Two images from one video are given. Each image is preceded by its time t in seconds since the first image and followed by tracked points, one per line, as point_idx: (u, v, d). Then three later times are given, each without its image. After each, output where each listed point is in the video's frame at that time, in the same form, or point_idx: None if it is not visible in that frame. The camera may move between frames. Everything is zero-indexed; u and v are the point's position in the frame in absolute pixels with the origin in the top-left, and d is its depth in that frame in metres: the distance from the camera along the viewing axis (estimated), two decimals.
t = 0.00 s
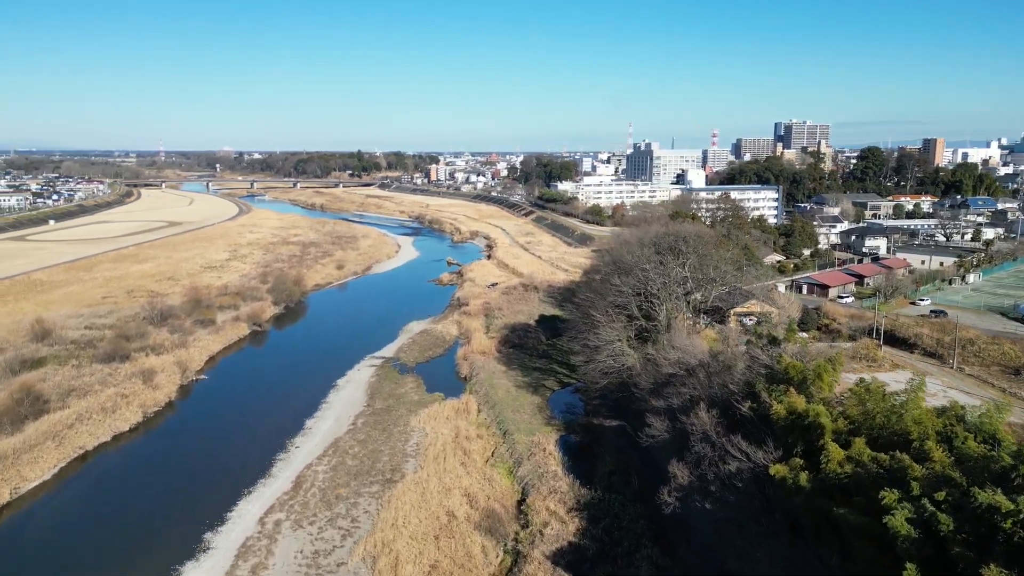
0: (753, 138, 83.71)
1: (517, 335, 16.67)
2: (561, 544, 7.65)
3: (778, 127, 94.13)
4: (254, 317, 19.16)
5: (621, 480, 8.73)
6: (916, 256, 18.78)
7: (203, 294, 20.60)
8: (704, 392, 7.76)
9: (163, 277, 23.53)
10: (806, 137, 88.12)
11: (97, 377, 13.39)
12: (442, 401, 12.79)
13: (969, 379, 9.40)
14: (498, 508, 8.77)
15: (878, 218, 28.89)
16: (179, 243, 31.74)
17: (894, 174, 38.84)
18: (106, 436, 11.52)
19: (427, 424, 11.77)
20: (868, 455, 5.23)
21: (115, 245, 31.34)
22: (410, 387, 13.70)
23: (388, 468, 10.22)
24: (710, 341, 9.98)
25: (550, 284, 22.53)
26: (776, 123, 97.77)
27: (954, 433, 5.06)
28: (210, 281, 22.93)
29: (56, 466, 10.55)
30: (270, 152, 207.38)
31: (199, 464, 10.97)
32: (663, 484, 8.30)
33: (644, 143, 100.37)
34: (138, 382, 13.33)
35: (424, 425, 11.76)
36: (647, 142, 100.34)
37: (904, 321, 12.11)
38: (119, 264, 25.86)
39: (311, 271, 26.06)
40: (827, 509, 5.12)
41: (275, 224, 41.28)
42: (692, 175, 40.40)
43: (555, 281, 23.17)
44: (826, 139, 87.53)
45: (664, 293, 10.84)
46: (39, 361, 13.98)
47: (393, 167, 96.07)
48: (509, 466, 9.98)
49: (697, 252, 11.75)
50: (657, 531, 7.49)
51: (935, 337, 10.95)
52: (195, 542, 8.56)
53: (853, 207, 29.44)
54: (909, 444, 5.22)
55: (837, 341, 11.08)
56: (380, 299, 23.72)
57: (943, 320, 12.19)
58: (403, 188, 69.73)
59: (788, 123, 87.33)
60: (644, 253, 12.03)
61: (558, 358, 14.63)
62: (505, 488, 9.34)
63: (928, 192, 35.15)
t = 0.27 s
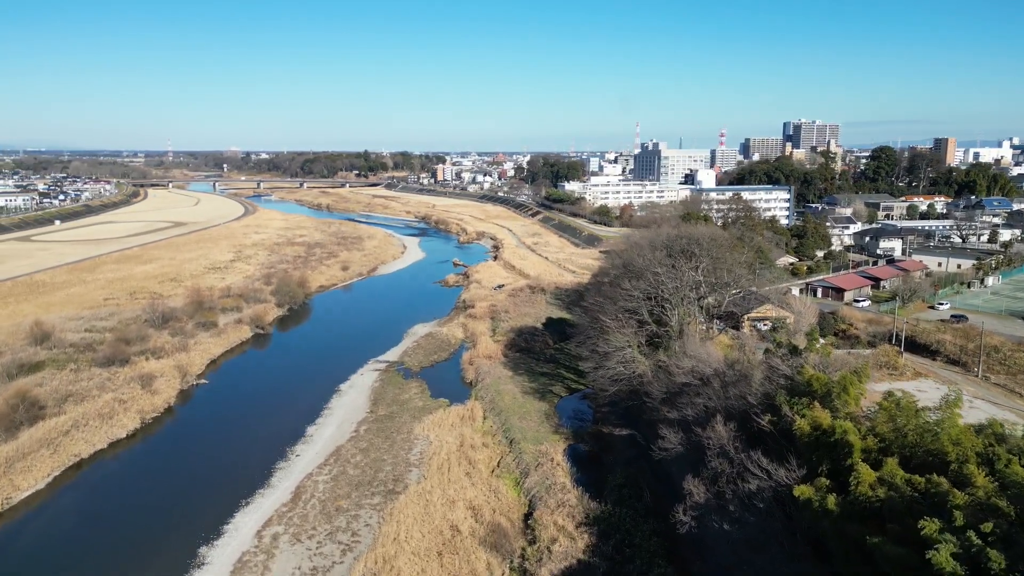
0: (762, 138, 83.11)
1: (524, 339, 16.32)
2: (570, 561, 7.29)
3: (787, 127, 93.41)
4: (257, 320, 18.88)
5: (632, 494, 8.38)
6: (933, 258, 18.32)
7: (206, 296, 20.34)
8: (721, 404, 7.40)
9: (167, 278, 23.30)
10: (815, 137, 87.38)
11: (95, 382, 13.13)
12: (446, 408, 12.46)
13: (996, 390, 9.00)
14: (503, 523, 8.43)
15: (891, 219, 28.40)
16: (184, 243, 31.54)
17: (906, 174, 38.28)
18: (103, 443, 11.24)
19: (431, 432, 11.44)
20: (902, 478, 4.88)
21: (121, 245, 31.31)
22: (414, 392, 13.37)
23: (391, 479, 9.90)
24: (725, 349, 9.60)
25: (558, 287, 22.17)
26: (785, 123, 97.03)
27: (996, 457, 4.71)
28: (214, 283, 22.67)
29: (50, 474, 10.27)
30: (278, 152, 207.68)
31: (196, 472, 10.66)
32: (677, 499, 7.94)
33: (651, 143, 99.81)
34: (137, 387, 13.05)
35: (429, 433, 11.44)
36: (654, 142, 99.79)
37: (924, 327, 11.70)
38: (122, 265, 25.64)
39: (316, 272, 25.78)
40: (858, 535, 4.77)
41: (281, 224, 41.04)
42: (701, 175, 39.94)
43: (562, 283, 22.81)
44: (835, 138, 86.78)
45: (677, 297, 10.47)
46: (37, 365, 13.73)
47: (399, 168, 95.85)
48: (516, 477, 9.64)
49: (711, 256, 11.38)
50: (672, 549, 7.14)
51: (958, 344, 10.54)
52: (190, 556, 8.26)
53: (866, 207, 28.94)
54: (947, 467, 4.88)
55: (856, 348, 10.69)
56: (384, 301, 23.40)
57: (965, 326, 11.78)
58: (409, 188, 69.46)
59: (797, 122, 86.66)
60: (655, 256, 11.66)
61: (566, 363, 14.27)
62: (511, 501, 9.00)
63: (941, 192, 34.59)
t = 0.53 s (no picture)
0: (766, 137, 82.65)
1: (527, 342, 15.98)
2: None
3: (792, 126, 92.93)
4: (256, 323, 18.56)
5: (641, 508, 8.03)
6: (946, 260, 17.94)
7: (204, 298, 20.03)
8: (734, 416, 7.04)
9: (165, 280, 22.99)
10: (819, 136, 86.86)
11: (88, 388, 12.81)
12: (448, 415, 12.12)
13: (1020, 400, 8.64)
14: (506, 538, 8.09)
15: (899, 219, 28.01)
16: (184, 244, 31.26)
17: (914, 174, 37.84)
18: (94, 451, 10.93)
19: (432, 440, 11.10)
20: (937, 504, 4.54)
21: (121, 245, 31.13)
22: (415, 398, 13.03)
23: (390, 490, 9.57)
24: (736, 357, 9.25)
25: (562, 289, 21.82)
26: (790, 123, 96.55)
27: None
28: (212, 284, 22.36)
29: (38, 484, 9.96)
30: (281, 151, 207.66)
31: (189, 481, 10.34)
32: (687, 515, 7.59)
33: (655, 142, 99.40)
34: (131, 393, 12.74)
35: (429, 441, 11.10)
36: (658, 142, 99.35)
37: (941, 333, 11.34)
38: (121, 267, 25.35)
39: (316, 273, 25.47)
40: (889, 564, 4.42)
41: (282, 225, 40.77)
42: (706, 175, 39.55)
43: (566, 285, 22.47)
44: (840, 138, 86.27)
45: (686, 302, 10.12)
46: (29, 369, 13.42)
47: (402, 167, 95.54)
48: (519, 489, 9.30)
49: (720, 259, 11.02)
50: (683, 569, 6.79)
51: (977, 351, 10.18)
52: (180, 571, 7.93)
53: (874, 208, 28.54)
54: (986, 493, 4.54)
55: (871, 355, 10.34)
56: (385, 303, 23.07)
57: (983, 331, 11.41)
58: (412, 188, 69.16)
59: (801, 122, 86.18)
60: (663, 259, 11.31)
61: (570, 368, 13.93)
62: (514, 514, 8.66)
63: (949, 192, 34.18)
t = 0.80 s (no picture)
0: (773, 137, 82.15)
1: (531, 346, 15.63)
2: None
3: (798, 126, 92.35)
4: (256, 325, 18.27)
5: (651, 524, 7.67)
6: (961, 263, 17.53)
7: (205, 300, 19.75)
8: (751, 430, 6.69)
9: (166, 281, 22.72)
10: (826, 136, 86.26)
11: (83, 393, 12.51)
12: (451, 422, 11.78)
13: None
14: (511, 555, 7.77)
15: (910, 221, 27.58)
16: (186, 245, 31.00)
17: (924, 174, 37.36)
18: (86, 460, 10.63)
19: (434, 449, 10.76)
20: (977, 533, 4.20)
21: (123, 246, 31.03)
22: (417, 405, 12.70)
23: (390, 502, 9.24)
24: (751, 366, 8.89)
25: (567, 291, 21.47)
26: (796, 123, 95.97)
27: None
28: (213, 286, 22.07)
29: (28, 495, 9.66)
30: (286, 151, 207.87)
31: (184, 490, 10.03)
32: (700, 532, 7.23)
33: (660, 143, 98.91)
34: (126, 398, 12.43)
35: (431, 450, 10.77)
36: (663, 142, 98.86)
37: (961, 339, 10.95)
38: (122, 268, 25.10)
39: (319, 274, 25.17)
40: None
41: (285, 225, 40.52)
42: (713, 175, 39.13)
43: (571, 287, 22.12)
44: (847, 138, 85.66)
45: (697, 307, 9.76)
46: (23, 374, 13.13)
47: (406, 168, 95.31)
48: (524, 502, 8.97)
49: (732, 262, 10.67)
50: None
51: (1000, 358, 9.80)
52: None
53: (884, 209, 28.10)
54: None
55: (889, 362, 9.97)
56: (388, 304, 22.74)
57: (1004, 338, 11.02)
58: (416, 189, 68.87)
59: (808, 122, 85.61)
60: (672, 262, 10.96)
61: (576, 374, 13.57)
62: (519, 529, 8.33)
63: (960, 193, 33.71)
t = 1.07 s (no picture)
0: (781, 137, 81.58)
1: (538, 351, 15.29)
2: None
3: (806, 126, 91.71)
4: (259, 328, 17.99)
5: (664, 542, 7.33)
6: (978, 266, 17.10)
7: (206, 302, 19.47)
8: (771, 446, 6.35)
9: (168, 283, 22.47)
10: (834, 136, 85.62)
11: (79, 399, 12.23)
12: (455, 430, 11.45)
13: None
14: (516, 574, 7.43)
15: (923, 222, 27.13)
16: (189, 245, 30.79)
17: (936, 174, 36.85)
18: (80, 469, 10.33)
19: (437, 459, 10.43)
20: None
21: (127, 246, 30.99)
22: (420, 411, 12.38)
23: (391, 515, 8.92)
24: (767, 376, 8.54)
25: (574, 294, 21.11)
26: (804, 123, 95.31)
27: None
28: (215, 288, 21.80)
29: (19, 506, 9.37)
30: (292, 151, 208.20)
31: (180, 500, 9.73)
32: (715, 552, 6.89)
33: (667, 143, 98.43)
34: (123, 405, 12.15)
35: (435, 459, 10.44)
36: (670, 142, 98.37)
37: (985, 346, 10.56)
38: (124, 269, 24.86)
39: (322, 276, 24.89)
40: None
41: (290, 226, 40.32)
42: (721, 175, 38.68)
43: (578, 290, 21.77)
44: (856, 138, 84.97)
45: (711, 314, 9.41)
46: (18, 379, 12.86)
47: (411, 168, 95.05)
48: (530, 516, 8.63)
49: (746, 266, 10.33)
50: None
51: None
52: None
53: (896, 210, 27.66)
54: None
55: (910, 371, 9.59)
56: (393, 307, 22.43)
57: None
58: (422, 189, 68.63)
59: (816, 121, 85.00)
60: (683, 265, 10.62)
61: (583, 380, 13.22)
62: (525, 546, 8.00)
63: (973, 193, 33.21)
